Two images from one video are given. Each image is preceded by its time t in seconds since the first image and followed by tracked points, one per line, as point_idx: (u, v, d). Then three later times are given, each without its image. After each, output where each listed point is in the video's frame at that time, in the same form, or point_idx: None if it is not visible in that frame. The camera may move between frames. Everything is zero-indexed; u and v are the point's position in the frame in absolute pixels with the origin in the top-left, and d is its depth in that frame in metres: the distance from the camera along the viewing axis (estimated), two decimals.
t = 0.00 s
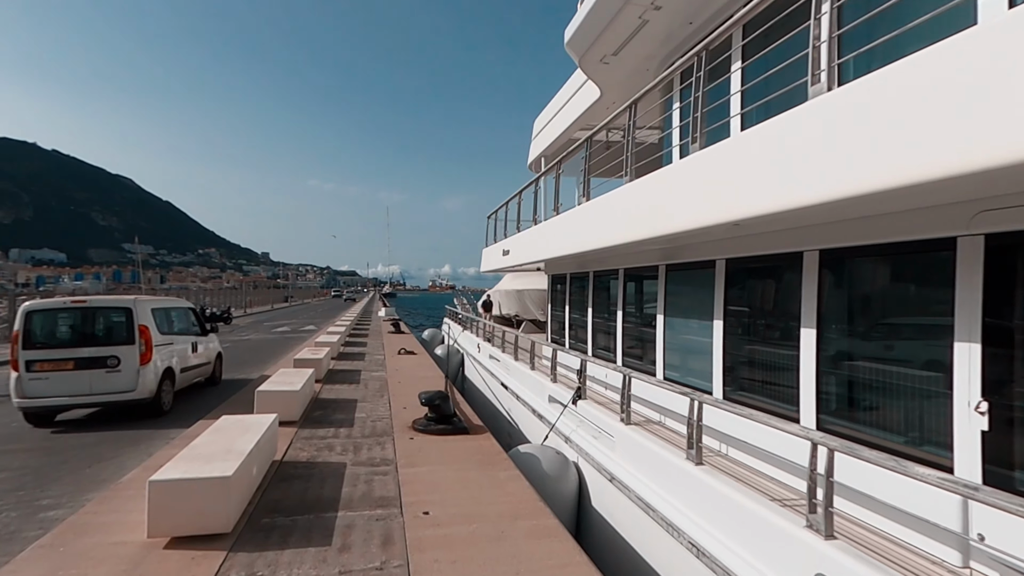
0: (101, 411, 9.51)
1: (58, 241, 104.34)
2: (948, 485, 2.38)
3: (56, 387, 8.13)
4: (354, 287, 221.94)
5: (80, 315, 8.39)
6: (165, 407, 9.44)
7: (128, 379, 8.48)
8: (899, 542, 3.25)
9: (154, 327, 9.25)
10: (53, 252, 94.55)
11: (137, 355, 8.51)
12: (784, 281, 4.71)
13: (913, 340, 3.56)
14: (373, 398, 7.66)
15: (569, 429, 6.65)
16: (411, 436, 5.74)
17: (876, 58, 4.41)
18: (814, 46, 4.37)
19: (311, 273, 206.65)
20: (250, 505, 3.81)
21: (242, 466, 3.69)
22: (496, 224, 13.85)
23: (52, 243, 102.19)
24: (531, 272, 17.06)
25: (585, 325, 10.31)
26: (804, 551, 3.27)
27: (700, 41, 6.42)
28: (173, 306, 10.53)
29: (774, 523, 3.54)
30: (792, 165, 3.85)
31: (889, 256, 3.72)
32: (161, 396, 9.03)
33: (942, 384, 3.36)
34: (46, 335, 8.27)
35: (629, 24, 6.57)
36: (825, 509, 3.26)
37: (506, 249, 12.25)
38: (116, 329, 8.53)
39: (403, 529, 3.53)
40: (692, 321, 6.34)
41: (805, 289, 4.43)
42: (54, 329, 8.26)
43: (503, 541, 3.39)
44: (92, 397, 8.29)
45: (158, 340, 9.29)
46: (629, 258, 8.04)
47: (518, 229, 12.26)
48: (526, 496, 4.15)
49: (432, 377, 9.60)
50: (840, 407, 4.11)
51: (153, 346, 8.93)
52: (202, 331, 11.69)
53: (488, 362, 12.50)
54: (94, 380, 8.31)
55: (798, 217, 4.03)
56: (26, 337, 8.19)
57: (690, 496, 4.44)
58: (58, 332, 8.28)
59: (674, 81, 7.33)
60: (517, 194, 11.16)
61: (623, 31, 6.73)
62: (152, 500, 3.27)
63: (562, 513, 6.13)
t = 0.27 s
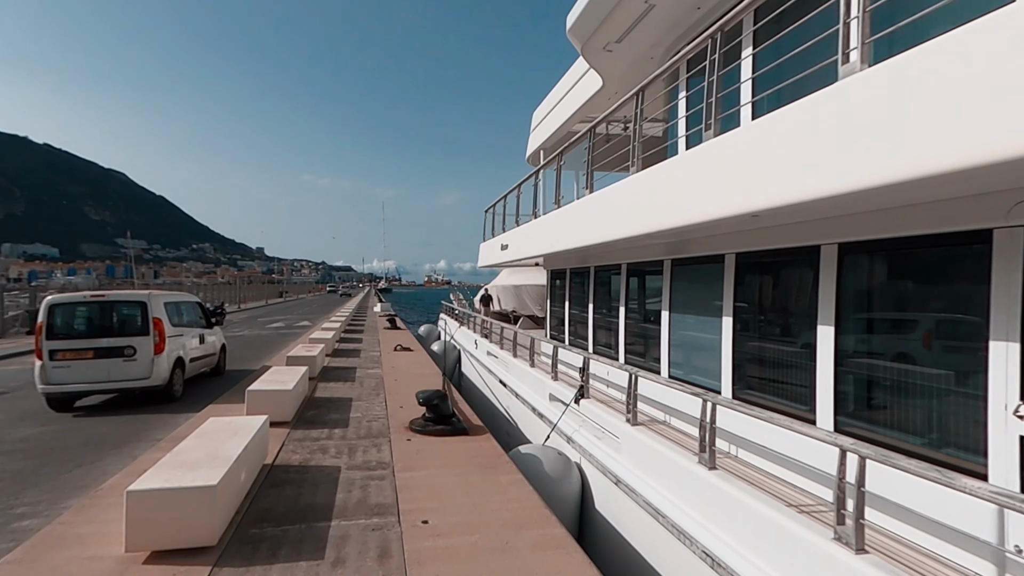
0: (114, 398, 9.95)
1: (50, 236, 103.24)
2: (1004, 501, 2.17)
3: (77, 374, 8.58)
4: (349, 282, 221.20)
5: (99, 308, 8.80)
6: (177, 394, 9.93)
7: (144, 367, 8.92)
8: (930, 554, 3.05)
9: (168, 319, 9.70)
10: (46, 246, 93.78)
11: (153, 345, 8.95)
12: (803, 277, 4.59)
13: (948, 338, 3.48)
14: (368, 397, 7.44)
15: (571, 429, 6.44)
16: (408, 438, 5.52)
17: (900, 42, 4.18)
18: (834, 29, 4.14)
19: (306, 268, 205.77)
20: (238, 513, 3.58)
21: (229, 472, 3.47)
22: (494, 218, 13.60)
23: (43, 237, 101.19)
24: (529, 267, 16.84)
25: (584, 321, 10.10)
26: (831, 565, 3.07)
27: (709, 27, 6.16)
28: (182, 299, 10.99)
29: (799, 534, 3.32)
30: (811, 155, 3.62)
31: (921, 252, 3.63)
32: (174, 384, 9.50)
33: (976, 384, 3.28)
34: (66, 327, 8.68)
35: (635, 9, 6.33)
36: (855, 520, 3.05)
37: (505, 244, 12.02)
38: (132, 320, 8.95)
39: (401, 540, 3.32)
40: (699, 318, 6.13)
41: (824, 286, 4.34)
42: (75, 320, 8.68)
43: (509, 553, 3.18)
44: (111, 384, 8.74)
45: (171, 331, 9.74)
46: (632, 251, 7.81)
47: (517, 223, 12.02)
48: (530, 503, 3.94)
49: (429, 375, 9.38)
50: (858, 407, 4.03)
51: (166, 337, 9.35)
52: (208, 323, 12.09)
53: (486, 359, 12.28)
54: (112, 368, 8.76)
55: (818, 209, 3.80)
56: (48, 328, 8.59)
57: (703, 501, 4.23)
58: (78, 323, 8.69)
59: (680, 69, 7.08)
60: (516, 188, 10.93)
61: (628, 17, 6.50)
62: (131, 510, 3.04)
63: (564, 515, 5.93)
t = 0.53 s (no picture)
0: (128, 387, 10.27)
1: (47, 232, 102.72)
2: None
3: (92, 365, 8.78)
4: (347, 278, 220.74)
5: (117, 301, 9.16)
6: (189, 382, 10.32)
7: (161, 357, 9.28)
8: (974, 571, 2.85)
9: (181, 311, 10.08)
10: (41, 243, 92.97)
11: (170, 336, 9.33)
12: (824, 270, 4.43)
13: (982, 337, 3.34)
14: (367, 395, 7.23)
15: (576, 429, 6.22)
16: (410, 439, 5.31)
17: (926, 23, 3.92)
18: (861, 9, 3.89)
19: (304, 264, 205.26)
20: (230, 523, 3.37)
21: (220, 479, 3.26)
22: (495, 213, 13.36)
23: (39, 233, 100.60)
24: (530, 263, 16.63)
25: (587, 317, 9.89)
26: None
27: (720, 13, 5.94)
28: (192, 294, 11.35)
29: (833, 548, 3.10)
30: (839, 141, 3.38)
31: (956, 245, 3.49)
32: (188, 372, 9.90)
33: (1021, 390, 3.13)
34: (87, 319, 9.04)
35: None
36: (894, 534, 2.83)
37: (506, 238, 11.77)
38: (148, 313, 9.32)
39: (404, 552, 3.11)
40: (710, 315, 5.92)
41: (846, 282, 4.19)
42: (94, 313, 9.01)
43: (520, 567, 2.97)
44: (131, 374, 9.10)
45: (183, 323, 10.12)
46: (639, 245, 7.57)
47: (518, 217, 11.78)
48: (539, 511, 3.73)
49: (429, 372, 9.17)
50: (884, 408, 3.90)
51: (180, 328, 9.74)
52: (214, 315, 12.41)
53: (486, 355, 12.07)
54: (131, 358, 9.10)
55: (844, 197, 3.57)
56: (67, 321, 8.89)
57: (722, 508, 4.01)
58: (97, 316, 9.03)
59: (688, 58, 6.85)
60: (518, 181, 10.68)
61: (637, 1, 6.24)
62: (112, 524, 2.82)
63: (571, 518, 5.73)
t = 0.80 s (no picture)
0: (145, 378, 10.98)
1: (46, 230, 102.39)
2: None
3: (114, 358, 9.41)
4: (347, 276, 220.45)
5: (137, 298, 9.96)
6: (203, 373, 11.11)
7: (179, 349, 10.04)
8: None
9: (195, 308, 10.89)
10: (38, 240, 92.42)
11: (186, 331, 10.09)
12: (855, 268, 4.23)
13: None
14: (370, 397, 7.02)
15: (587, 433, 6.01)
16: (415, 444, 5.11)
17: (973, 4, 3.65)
18: None
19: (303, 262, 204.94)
20: (227, 538, 3.17)
21: (217, 491, 3.05)
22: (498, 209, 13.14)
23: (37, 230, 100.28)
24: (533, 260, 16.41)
25: (593, 316, 9.68)
26: None
27: None
28: (203, 292, 12.11)
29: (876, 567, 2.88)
30: (886, 125, 3.11)
31: (1006, 238, 3.29)
32: (203, 364, 10.65)
33: None
34: (109, 315, 9.80)
35: None
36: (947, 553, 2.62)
37: (509, 235, 11.54)
38: (166, 308, 10.11)
39: (414, 571, 2.91)
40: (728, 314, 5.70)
41: (880, 280, 3.99)
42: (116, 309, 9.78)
43: None
44: (150, 365, 9.86)
45: (198, 318, 10.94)
46: (649, 241, 7.32)
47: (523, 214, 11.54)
48: (556, 523, 3.53)
49: (432, 372, 8.96)
50: (919, 413, 3.71)
51: (195, 323, 10.53)
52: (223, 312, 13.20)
53: (489, 354, 11.86)
54: (151, 350, 9.88)
55: (890, 187, 3.30)
56: (90, 316, 9.62)
57: (748, 520, 3.79)
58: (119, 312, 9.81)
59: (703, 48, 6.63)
60: (522, 177, 10.45)
61: None
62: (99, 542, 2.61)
63: (582, 526, 5.52)
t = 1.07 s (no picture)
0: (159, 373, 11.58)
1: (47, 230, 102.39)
2: None
3: (133, 353, 10.01)
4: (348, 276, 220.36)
5: (155, 297, 10.63)
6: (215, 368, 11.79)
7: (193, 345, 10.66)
8: None
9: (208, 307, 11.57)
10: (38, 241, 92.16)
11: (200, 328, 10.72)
12: (885, 267, 4.01)
13: None
14: (371, 401, 6.81)
15: (598, 439, 5.78)
16: (419, 451, 4.89)
17: None
18: None
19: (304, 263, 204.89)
20: (220, 557, 2.96)
21: (208, 506, 2.84)
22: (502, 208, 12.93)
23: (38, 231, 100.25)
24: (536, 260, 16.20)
25: (600, 317, 9.46)
26: None
27: None
28: (213, 291, 12.78)
29: None
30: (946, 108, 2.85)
31: None
32: (214, 360, 11.28)
33: None
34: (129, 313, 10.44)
35: None
36: None
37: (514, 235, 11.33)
38: (181, 307, 10.77)
39: None
40: (745, 316, 5.47)
41: (914, 279, 3.76)
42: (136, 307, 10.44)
43: None
44: (167, 359, 10.52)
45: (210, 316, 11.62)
46: (660, 241, 7.09)
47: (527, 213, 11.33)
48: (571, 540, 3.31)
49: (435, 375, 8.75)
50: (956, 420, 3.49)
51: (208, 321, 11.19)
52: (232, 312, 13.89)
53: (493, 356, 11.64)
54: (167, 346, 10.53)
55: (917, 184, 3.20)
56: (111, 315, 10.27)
57: (776, 536, 3.56)
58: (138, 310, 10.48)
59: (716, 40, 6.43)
60: (528, 175, 10.23)
61: None
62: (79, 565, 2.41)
63: (593, 537, 5.29)
